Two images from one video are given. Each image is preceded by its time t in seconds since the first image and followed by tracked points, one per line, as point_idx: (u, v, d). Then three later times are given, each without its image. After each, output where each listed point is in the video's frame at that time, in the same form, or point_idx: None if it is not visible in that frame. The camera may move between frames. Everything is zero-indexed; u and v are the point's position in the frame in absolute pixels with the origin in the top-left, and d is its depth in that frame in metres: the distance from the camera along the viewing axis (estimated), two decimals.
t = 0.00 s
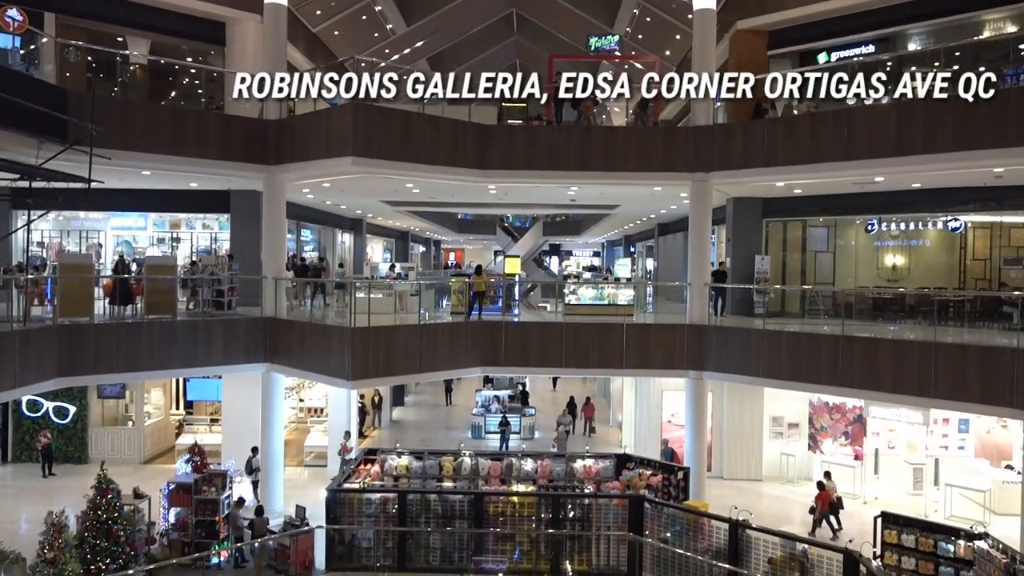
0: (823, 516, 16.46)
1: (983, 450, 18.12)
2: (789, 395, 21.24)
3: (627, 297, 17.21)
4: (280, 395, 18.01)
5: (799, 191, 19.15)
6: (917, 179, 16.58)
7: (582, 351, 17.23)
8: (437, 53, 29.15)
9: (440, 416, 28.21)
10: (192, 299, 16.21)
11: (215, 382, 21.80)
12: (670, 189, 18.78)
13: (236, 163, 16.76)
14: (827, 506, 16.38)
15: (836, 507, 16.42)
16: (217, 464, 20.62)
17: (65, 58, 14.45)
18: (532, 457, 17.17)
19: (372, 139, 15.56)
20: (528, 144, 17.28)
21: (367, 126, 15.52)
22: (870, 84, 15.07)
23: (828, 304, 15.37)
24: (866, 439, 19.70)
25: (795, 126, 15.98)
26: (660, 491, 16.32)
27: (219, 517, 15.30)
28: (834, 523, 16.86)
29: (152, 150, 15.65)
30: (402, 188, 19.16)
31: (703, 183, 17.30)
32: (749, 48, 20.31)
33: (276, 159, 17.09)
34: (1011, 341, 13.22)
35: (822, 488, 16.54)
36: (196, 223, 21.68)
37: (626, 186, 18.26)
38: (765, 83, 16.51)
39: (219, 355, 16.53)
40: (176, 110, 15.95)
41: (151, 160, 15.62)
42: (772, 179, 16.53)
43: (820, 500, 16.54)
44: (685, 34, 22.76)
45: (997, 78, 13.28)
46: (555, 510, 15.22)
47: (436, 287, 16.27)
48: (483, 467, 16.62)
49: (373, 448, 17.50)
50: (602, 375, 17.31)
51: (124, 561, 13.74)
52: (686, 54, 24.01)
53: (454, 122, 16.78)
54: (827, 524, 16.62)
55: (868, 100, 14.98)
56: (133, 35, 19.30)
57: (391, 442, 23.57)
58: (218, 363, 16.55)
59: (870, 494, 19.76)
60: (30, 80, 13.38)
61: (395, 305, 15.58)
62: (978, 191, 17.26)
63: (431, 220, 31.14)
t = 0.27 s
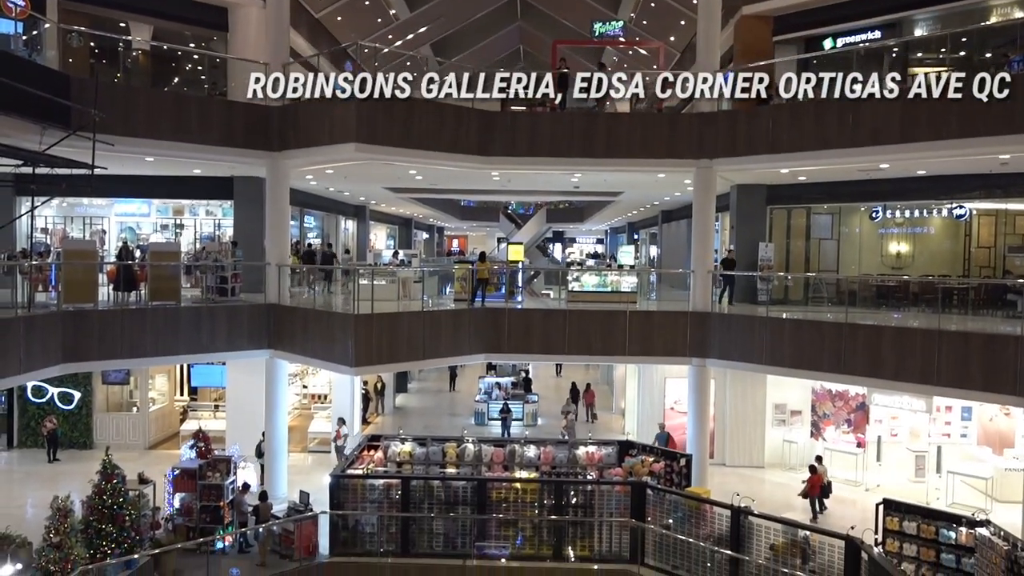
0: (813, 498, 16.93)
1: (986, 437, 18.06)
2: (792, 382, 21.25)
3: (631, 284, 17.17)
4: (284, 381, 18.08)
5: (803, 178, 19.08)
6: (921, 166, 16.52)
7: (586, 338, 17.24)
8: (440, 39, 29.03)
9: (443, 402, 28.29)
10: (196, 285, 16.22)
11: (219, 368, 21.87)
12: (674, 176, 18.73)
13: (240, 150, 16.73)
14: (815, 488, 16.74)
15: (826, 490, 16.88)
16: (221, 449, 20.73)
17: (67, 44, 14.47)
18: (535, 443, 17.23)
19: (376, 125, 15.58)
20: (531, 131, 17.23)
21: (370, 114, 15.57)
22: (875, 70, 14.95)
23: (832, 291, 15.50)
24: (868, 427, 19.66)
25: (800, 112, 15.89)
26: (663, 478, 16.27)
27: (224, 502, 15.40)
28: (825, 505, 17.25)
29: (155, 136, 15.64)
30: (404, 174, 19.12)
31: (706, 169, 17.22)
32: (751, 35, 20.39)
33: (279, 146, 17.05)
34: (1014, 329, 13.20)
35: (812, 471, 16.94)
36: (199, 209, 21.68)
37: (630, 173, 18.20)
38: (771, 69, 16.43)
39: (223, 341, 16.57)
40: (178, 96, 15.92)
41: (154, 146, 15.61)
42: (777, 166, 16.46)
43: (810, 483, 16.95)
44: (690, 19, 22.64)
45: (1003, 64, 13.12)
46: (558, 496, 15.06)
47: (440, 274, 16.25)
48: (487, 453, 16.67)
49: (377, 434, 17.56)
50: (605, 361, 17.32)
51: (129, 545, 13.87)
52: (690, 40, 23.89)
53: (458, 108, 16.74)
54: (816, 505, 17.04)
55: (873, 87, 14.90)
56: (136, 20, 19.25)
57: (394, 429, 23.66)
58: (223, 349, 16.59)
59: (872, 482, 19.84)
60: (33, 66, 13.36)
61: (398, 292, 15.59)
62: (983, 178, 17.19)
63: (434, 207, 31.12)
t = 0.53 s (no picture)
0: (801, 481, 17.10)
1: (983, 421, 18.13)
2: (791, 367, 21.40)
3: (629, 270, 17.19)
4: (284, 366, 18.11)
5: (802, 163, 19.05)
6: (921, 151, 16.49)
7: (585, 323, 17.26)
8: (438, 24, 28.91)
9: (442, 388, 28.35)
10: (195, 271, 16.20)
11: (219, 354, 21.88)
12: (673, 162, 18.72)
13: (237, 136, 16.67)
14: (805, 471, 16.92)
15: (814, 472, 16.99)
16: (221, 435, 20.78)
17: (63, 29, 14.41)
18: (534, 428, 17.28)
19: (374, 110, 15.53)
20: (530, 116, 17.17)
21: (371, 102, 15.66)
22: (875, 55, 14.99)
23: (830, 277, 15.40)
24: (867, 411, 19.79)
25: (800, 98, 15.84)
26: (661, 462, 16.43)
27: (224, 487, 15.39)
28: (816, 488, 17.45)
29: (152, 122, 15.58)
30: (403, 159, 19.05)
31: (706, 154, 17.15)
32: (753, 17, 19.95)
33: (278, 132, 17.01)
34: (1013, 314, 13.24)
35: (800, 454, 17.01)
36: (197, 195, 21.54)
37: (629, 158, 18.16)
38: (770, 53, 16.39)
39: (222, 327, 16.57)
40: (175, 82, 15.85)
41: (151, 132, 15.56)
42: (777, 152, 16.40)
43: (799, 466, 17.09)
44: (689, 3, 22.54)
45: (1004, 48, 13.28)
46: (556, 481, 14.98)
47: (438, 259, 16.23)
48: (486, 438, 16.73)
49: (376, 419, 17.56)
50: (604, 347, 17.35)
51: (130, 530, 13.92)
52: (690, 24, 23.80)
53: (457, 93, 16.71)
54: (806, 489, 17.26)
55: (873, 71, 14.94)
56: (132, 5, 19.13)
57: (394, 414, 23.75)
58: (222, 335, 16.60)
59: (869, 465, 19.87)
60: (29, 51, 13.30)
61: (397, 278, 15.62)
62: (982, 163, 17.21)
63: (432, 193, 31.08)
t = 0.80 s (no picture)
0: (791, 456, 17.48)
1: (983, 402, 18.24)
2: (790, 348, 21.48)
3: (630, 252, 17.18)
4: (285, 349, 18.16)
5: (804, 144, 18.96)
6: (923, 131, 16.41)
7: (585, 304, 17.26)
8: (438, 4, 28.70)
9: (443, 370, 28.42)
10: (195, 254, 16.16)
11: (219, 336, 21.89)
12: (674, 143, 18.68)
13: (236, 118, 16.62)
14: (794, 448, 17.32)
15: (804, 449, 17.39)
16: (222, 417, 20.86)
17: (59, 10, 14.31)
18: (535, 410, 17.33)
19: (372, 92, 15.40)
20: (530, 97, 17.10)
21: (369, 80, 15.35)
22: (877, 34, 14.83)
23: (831, 258, 15.41)
24: (866, 391, 19.90)
25: (801, 78, 15.74)
26: (661, 443, 16.46)
27: (226, 469, 15.47)
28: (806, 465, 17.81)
29: (150, 104, 15.51)
30: (403, 141, 18.95)
31: (706, 135, 17.13)
32: None
33: (277, 114, 16.95)
34: (1013, 295, 13.20)
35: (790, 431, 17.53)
36: (195, 177, 21.43)
37: (630, 139, 18.10)
38: (771, 33, 16.27)
39: (222, 311, 16.55)
40: (173, 64, 15.77)
41: (150, 115, 15.50)
42: (778, 132, 16.34)
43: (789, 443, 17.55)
44: None
45: (1007, 27, 13.08)
46: (557, 462, 15.12)
47: (439, 242, 16.23)
48: (487, 420, 16.79)
49: (377, 401, 17.63)
50: (604, 329, 17.35)
51: (133, 512, 13.99)
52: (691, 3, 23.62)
53: (456, 74, 16.61)
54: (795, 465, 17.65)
55: (875, 51, 14.78)
56: None
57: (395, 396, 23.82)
58: (223, 318, 16.60)
59: (869, 446, 19.91)
60: (25, 33, 13.21)
61: (397, 260, 15.60)
62: (984, 144, 17.11)
63: (433, 175, 31.02)
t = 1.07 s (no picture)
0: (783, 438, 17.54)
1: (983, 383, 18.39)
2: (789, 330, 21.53)
3: (631, 235, 17.18)
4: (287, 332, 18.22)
5: (806, 126, 18.90)
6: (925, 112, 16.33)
7: (586, 287, 17.26)
8: None
9: (445, 353, 28.49)
10: (195, 238, 16.15)
11: (221, 320, 21.99)
12: (675, 125, 18.63)
13: (236, 101, 16.55)
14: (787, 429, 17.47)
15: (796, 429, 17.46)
16: (225, 400, 20.96)
17: None
18: (537, 393, 17.38)
19: (372, 75, 15.31)
20: (530, 79, 17.02)
21: (369, 62, 15.27)
22: (880, 14, 14.71)
23: (832, 241, 15.40)
24: (868, 373, 19.96)
25: (804, 59, 15.64)
26: (662, 425, 16.51)
27: (229, 452, 15.53)
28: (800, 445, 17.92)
29: (150, 88, 15.46)
30: (403, 124, 18.87)
31: (707, 117, 17.06)
32: None
33: (276, 98, 16.89)
34: (1015, 277, 13.18)
35: (779, 411, 17.47)
36: (196, 161, 21.52)
37: (631, 121, 18.04)
38: (773, 14, 16.15)
39: (223, 295, 16.58)
40: (172, 47, 15.70)
41: (149, 98, 15.45)
42: (780, 114, 16.27)
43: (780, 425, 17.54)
44: None
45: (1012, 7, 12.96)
46: (559, 445, 15.04)
47: (439, 225, 16.21)
48: (488, 402, 16.85)
49: (379, 384, 17.65)
50: (606, 312, 17.36)
51: (138, 494, 14.09)
52: None
53: (456, 56, 16.51)
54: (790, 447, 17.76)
55: (878, 32, 14.66)
56: None
57: (397, 379, 23.92)
58: (224, 302, 16.63)
59: (870, 428, 19.88)
60: (22, 16, 13.14)
61: (398, 243, 15.59)
62: (986, 125, 17.02)
63: (433, 158, 30.94)
